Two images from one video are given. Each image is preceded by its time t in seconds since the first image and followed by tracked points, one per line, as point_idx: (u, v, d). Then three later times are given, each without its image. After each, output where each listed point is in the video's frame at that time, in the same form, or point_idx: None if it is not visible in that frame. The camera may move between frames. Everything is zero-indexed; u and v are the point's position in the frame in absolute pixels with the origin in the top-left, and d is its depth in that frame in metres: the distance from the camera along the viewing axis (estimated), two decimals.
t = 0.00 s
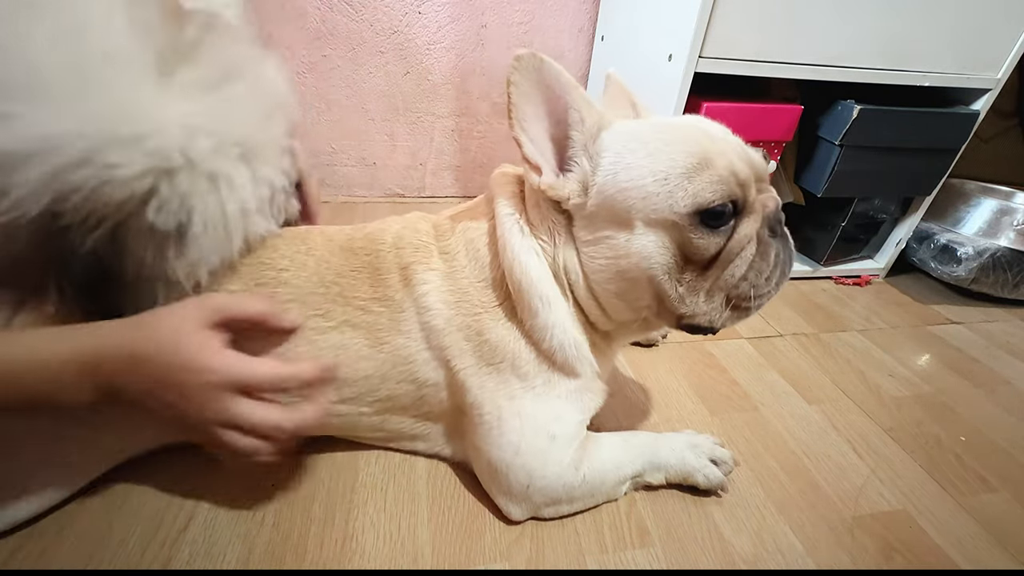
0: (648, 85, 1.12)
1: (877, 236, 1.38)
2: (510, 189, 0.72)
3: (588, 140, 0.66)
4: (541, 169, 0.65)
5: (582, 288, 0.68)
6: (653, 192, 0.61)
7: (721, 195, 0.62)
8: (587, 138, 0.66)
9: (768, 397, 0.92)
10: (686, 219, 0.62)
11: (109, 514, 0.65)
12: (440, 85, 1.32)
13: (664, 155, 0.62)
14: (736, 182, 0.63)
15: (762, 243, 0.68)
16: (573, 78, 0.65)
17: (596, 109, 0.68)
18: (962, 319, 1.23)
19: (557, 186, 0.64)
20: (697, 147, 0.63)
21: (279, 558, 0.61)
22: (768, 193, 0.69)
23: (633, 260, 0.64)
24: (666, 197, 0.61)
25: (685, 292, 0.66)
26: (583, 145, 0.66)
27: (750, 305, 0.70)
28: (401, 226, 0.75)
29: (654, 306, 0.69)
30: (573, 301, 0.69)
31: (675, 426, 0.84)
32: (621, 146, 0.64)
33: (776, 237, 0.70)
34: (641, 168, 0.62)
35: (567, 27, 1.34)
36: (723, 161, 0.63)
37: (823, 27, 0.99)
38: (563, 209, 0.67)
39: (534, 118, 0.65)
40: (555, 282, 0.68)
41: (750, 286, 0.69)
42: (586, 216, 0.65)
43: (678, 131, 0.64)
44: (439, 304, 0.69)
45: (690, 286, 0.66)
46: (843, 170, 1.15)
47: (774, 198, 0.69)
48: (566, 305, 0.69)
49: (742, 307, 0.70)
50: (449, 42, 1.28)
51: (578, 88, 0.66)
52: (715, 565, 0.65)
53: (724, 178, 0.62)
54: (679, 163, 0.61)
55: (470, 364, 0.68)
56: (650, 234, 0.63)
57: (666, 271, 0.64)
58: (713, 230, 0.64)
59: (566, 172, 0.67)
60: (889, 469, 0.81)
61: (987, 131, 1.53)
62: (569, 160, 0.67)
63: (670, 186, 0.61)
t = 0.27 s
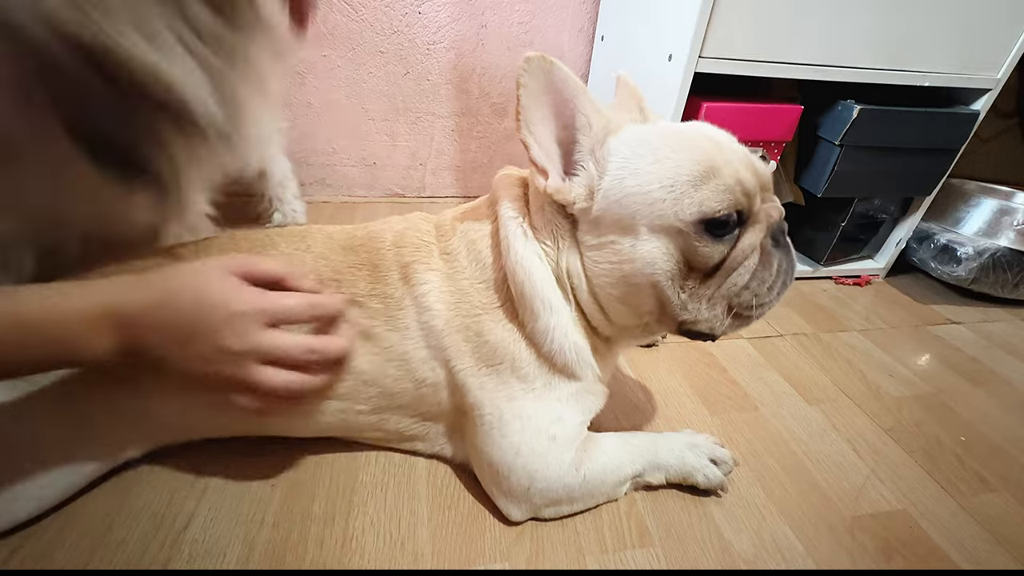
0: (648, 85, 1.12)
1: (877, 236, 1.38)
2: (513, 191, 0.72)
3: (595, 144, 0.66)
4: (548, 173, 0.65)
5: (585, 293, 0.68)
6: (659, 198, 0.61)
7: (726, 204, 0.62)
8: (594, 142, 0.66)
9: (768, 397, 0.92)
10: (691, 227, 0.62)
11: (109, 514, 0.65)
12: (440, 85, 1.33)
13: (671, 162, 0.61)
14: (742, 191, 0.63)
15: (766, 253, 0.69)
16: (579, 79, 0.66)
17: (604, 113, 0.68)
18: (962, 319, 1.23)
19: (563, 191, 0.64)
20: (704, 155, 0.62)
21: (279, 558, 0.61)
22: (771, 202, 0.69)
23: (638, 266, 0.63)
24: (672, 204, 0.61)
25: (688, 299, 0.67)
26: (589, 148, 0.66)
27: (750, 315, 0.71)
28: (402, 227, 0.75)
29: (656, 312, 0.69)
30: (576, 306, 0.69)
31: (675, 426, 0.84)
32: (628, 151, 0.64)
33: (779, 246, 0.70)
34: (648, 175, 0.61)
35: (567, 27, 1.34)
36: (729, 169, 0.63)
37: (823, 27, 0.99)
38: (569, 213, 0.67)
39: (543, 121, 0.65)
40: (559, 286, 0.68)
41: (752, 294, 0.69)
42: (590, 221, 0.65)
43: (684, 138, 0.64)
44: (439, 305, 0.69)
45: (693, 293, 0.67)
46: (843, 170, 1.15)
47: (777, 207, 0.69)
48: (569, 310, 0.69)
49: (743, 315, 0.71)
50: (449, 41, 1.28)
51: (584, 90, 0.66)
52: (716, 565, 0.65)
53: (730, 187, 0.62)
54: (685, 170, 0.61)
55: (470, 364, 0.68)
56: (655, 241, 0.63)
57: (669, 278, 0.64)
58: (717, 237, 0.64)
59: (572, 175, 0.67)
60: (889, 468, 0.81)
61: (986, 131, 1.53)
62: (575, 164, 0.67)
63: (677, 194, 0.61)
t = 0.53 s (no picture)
0: (648, 85, 1.12)
1: (877, 236, 1.38)
2: (515, 193, 0.72)
3: (599, 148, 0.66)
4: (551, 175, 0.65)
5: (587, 297, 0.68)
6: (663, 204, 0.61)
7: (731, 211, 0.62)
8: (598, 146, 0.66)
9: (768, 397, 0.92)
10: (695, 234, 0.62)
11: (109, 514, 0.65)
12: (439, 85, 1.32)
13: (676, 169, 0.61)
14: (747, 199, 0.63)
15: (767, 260, 0.69)
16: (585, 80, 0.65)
17: (607, 117, 0.68)
18: (962, 319, 1.23)
19: (567, 193, 0.64)
20: (709, 162, 0.62)
21: (280, 558, 0.61)
22: (774, 209, 0.69)
23: (642, 272, 0.63)
24: (676, 211, 0.61)
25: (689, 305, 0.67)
26: (593, 152, 0.66)
27: (751, 320, 0.71)
28: (401, 227, 0.75)
29: (657, 317, 0.69)
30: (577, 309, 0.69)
31: (675, 426, 0.84)
32: (633, 157, 0.64)
33: (780, 253, 0.71)
34: (653, 182, 0.61)
35: (567, 27, 1.34)
36: (734, 177, 0.63)
37: (823, 27, 0.99)
38: (571, 216, 0.67)
39: (547, 123, 0.64)
40: (560, 290, 0.68)
41: (753, 300, 0.69)
42: (594, 225, 0.65)
43: (689, 144, 0.64)
44: (438, 305, 0.69)
45: (695, 298, 0.67)
46: (843, 170, 1.15)
47: (779, 214, 0.70)
48: (570, 314, 0.69)
49: (743, 321, 0.71)
50: (449, 42, 1.28)
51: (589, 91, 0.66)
52: (716, 565, 0.65)
53: (735, 195, 0.62)
54: (691, 177, 0.61)
55: (470, 365, 0.68)
56: (659, 247, 0.62)
57: (673, 284, 0.64)
58: (721, 244, 0.64)
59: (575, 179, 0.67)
60: (889, 468, 0.81)
61: (986, 131, 1.53)
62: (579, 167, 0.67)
63: (682, 201, 0.60)
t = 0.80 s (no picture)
0: (648, 85, 1.12)
1: (877, 236, 1.38)
2: (517, 195, 0.72)
3: (603, 153, 0.66)
4: (554, 178, 0.64)
5: (589, 301, 0.68)
6: (666, 212, 0.61)
7: (734, 220, 0.62)
8: (601, 151, 0.66)
9: (768, 397, 0.92)
10: (698, 241, 0.62)
11: (109, 514, 0.65)
12: (440, 85, 1.32)
13: (680, 176, 0.61)
14: (750, 209, 0.63)
15: (768, 269, 0.69)
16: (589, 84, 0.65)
17: (612, 120, 0.68)
18: (962, 319, 1.23)
19: (570, 198, 0.64)
20: (714, 170, 0.62)
21: (279, 558, 0.61)
22: (777, 218, 0.69)
23: (644, 279, 0.63)
24: (680, 219, 0.61)
25: (689, 311, 0.67)
26: (596, 157, 0.66)
27: (750, 329, 0.71)
28: (401, 227, 0.75)
29: (658, 323, 0.68)
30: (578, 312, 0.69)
31: (675, 425, 0.85)
32: (637, 163, 0.63)
33: (781, 262, 0.71)
34: (657, 189, 0.61)
35: (567, 27, 1.34)
36: (738, 185, 0.63)
37: (823, 27, 0.99)
38: (573, 220, 0.67)
39: (551, 125, 0.64)
40: (562, 294, 0.68)
41: (753, 309, 0.69)
42: (596, 230, 0.65)
43: (694, 152, 0.63)
44: (438, 305, 0.69)
45: (695, 305, 0.67)
46: (843, 170, 1.15)
47: (781, 223, 0.70)
48: (572, 320, 0.69)
49: (743, 329, 0.71)
50: (449, 42, 1.28)
51: (593, 95, 0.66)
52: (716, 566, 0.65)
53: (738, 204, 0.62)
54: (696, 184, 0.61)
55: (469, 366, 0.68)
56: (661, 255, 0.62)
57: (673, 291, 0.64)
58: (723, 252, 0.64)
59: (579, 183, 0.67)
60: (889, 468, 0.81)
61: (987, 131, 1.53)
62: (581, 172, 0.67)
63: (686, 209, 0.60)
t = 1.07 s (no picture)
0: (648, 84, 1.12)
1: (877, 236, 1.38)
2: (516, 194, 0.72)
3: (602, 152, 0.66)
4: (552, 177, 0.65)
5: (588, 300, 0.68)
6: (664, 209, 0.61)
7: (732, 217, 0.62)
8: (600, 149, 0.66)
9: (768, 397, 0.92)
10: (696, 239, 0.62)
11: (108, 513, 0.65)
12: (440, 85, 1.32)
13: (678, 174, 0.61)
14: (747, 205, 0.63)
15: (767, 266, 0.69)
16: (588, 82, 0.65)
17: (611, 119, 0.68)
18: (962, 319, 1.23)
19: (568, 196, 0.64)
20: (711, 167, 0.62)
21: (279, 558, 0.61)
22: (774, 215, 0.69)
23: (642, 277, 0.63)
24: (677, 217, 0.61)
25: (688, 309, 0.67)
26: (595, 155, 0.66)
27: (749, 325, 0.71)
28: (401, 227, 0.75)
29: (657, 321, 0.69)
30: (577, 310, 0.69)
31: (675, 425, 0.85)
32: (635, 160, 0.63)
33: (779, 259, 0.71)
34: (655, 187, 0.61)
35: (567, 27, 1.34)
36: (736, 183, 0.63)
37: (823, 27, 0.99)
38: (572, 219, 0.67)
39: (550, 124, 0.64)
40: (561, 292, 0.68)
41: (752, 306, 0.69)
42: (594, 228, 0.65)
43: (692, 149, 0.63)
44: (437, 306, 0.69)
45: (693, 303, 0.67)
46: (843, 170, 1.15)
47: (779, 220, 0.70)
48: (572, 318, 0.69)
49: (742, 326, 0.71)
50: (449, 42, 1.28)
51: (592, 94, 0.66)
52: (716, 566, 0.65)
53: (736, 201, 0.62)
54: (693, 182, 0.61)
55: (468, 367, 0.68)
56: (659, 252, 0.63)
57: (671, 288, 0.64)
58: (721, 250, 0.64)
59: (578, 181, 0.67)
60: (889, 468, 0.81)
61: (987, 131, 1.53)
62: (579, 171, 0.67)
63: (683, 206, 0.60)
